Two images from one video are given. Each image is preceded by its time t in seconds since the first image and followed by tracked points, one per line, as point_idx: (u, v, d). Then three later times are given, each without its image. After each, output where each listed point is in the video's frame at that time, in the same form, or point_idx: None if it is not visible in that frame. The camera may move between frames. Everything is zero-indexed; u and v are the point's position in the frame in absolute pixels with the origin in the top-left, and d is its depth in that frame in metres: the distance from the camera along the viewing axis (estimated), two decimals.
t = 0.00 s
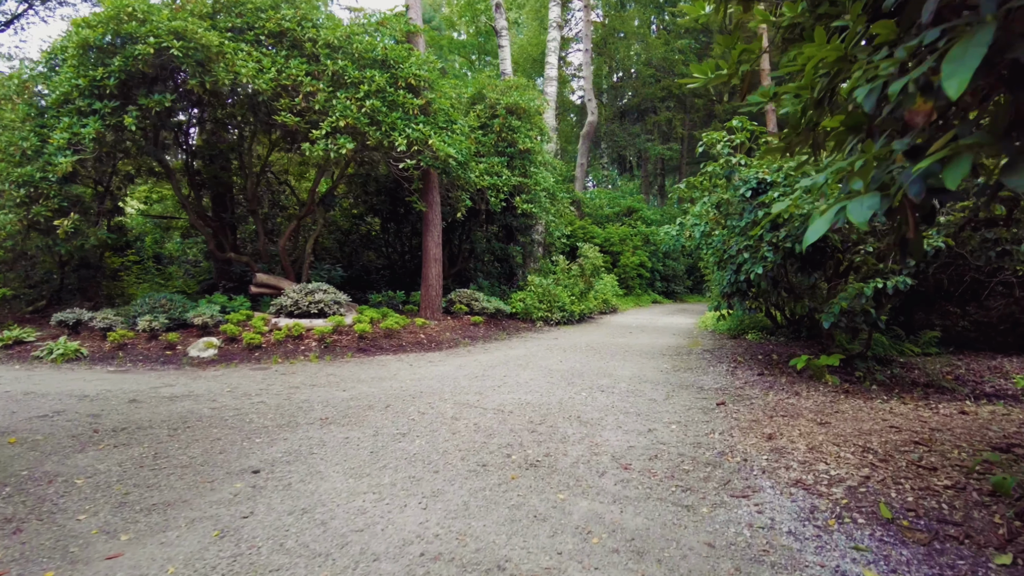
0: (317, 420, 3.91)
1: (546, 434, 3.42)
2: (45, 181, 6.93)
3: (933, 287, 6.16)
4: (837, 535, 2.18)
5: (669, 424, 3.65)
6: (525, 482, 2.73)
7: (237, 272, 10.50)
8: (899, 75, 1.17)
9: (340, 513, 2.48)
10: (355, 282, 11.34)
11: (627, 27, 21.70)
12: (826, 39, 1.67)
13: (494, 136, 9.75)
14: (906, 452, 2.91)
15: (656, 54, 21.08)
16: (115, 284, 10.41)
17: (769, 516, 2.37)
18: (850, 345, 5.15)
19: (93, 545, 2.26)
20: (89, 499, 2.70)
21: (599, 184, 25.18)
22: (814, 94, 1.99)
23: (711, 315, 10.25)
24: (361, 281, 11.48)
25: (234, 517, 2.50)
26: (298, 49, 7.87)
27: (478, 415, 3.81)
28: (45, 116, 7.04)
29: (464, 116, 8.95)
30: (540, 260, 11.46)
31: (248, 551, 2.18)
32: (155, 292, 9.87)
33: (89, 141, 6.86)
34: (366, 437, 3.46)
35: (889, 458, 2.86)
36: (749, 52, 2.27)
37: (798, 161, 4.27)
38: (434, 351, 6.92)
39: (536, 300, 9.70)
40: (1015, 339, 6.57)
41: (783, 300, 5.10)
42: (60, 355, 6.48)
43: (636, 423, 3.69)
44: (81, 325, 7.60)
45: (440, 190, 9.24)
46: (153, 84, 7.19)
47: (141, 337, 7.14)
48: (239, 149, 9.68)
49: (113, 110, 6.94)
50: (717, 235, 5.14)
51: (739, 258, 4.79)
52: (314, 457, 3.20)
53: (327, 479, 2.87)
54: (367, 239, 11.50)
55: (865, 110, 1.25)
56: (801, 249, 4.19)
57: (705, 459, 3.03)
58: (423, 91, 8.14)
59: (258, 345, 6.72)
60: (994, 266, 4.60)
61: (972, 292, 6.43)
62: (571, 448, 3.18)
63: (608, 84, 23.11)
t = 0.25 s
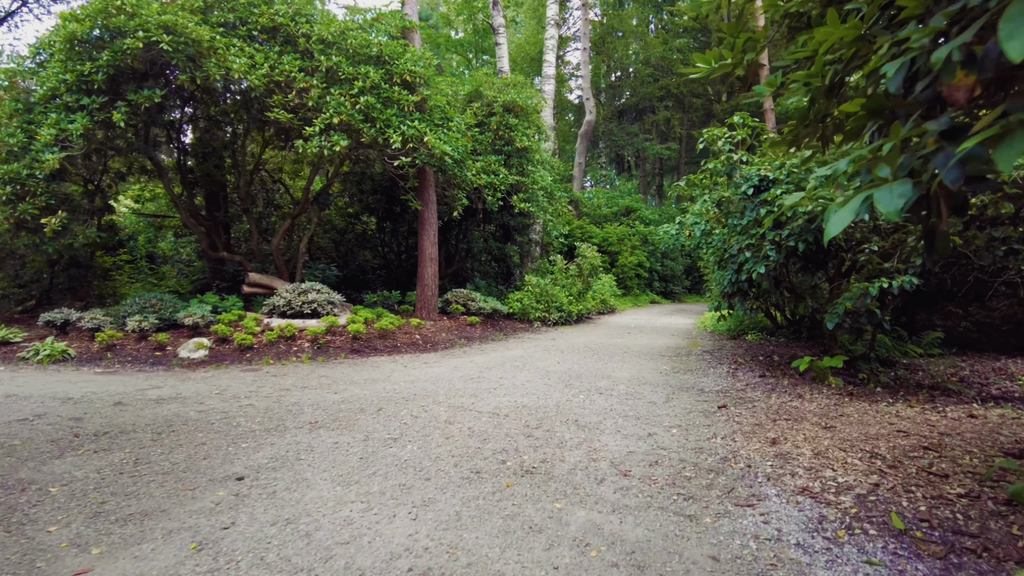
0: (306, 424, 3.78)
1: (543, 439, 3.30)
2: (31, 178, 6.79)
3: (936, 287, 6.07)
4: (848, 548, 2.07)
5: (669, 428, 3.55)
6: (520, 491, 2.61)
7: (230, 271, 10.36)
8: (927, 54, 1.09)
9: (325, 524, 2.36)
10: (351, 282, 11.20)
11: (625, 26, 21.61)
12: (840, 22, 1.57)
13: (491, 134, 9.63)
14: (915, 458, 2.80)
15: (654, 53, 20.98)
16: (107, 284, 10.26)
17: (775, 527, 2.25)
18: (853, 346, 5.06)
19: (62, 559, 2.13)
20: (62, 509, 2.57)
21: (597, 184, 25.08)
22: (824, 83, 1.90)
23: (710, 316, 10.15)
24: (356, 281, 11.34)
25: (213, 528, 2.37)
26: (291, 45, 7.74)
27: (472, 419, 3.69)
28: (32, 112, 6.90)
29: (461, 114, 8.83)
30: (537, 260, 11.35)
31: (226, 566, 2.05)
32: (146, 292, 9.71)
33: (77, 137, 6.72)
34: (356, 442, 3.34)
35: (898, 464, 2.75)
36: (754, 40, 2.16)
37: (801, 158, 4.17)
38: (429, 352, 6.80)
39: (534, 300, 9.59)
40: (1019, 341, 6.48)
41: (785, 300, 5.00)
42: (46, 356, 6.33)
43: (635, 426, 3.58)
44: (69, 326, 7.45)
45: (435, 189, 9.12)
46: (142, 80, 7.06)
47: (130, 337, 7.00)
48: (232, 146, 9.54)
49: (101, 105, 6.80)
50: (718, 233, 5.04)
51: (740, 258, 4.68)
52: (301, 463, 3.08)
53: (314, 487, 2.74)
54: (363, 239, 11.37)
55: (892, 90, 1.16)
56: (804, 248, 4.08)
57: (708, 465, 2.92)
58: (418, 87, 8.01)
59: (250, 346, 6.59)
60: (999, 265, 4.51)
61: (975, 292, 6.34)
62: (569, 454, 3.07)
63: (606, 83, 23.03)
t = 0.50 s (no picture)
0: (297, 429, 3.69)
1: (540, 444, 3.23)
2: (20, 176, 6.67)
3: (937, 288, 6.01)
4: (855, 560, 1.99)
5: (669, 433, 3.47)
6: (516, 499, 2.53)
7: (225, 271, 10.25)
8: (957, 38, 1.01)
9: (313, 535, 2.26)
10: (348, 282, 11.11)
11: (624, 25, 21.53)
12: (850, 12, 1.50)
13: (488, 133, 9.55)
14: (921, 464, 2.73)
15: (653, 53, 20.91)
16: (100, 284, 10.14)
17: (779, 538, 2.17)
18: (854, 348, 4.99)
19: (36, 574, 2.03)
20: (40, 518, 2.47)
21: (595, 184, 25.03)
22: (831, 77, 1.84)
23: (709, 317, 10.09)
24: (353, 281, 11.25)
25: (197, 539, 2.27)
26: (286, 42, 7.64)
27: (468, 423, 3.60)
28: (22, 110, 6.79)
29: (458, 112, 8.74)
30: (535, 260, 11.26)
31: None
32: (140, 292, 9.60)
33: (68, 135, 6.61)
34: (347, 448, 3.25)
35: (904, 470, 2.67)
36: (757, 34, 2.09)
37: (803, 156, 4.09)
38: (425, 353, 6.72)
39: (532, 300, 9.51)
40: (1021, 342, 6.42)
41: (786, 302, 4.93)
42: (35, 358, 6.22)
43: (634, 431, 3.51)
44: (60, 326, 7.34)
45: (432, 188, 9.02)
46: (134, 77, 6.95)
47: (122, 339, 6.90)
48: (227, 145, 9.44)
49: (92, 103, 6.69)
50: (718, 234, 4.98)
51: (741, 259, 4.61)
52: (291, 470, 2.99)
53: (303, 495, 2.65)
54: (359, 239, 11.28)
55: (915, 79, 1.09)
56: (807, 248, 4.00)
57: (709, 472, 2.84)
58: (414, 85, 7.92)
59: (243, 347, 6.50)
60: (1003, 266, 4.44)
61: (977, 293, 6.28)
62: (566, 460, 2.99)
63: (604, 83, 22.97)
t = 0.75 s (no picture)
0: (287, 434, 3.59)
1: (536, 450, 3.13)
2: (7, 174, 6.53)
3: (939, 289, 5.94)
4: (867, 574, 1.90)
5: (669, 438, 3.38)
6: (511, 509, 2.43)
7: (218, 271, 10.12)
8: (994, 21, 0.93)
9: (298, 548, 2.16)
10: (343, 283, 10.99)
11: (621, 24, 21.47)
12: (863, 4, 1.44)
13: (485, 132, 9.45)
14: (930, 472, 2.64)
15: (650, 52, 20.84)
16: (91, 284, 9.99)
17: (786, 550, 2.08)
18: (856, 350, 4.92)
19: None
20: (14, 531, 2.36)
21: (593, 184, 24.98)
22: (843, 69, 1.78)
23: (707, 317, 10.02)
24: (349, 282, 11.12)
25: (176, 553, 2.16)
26: (279, 39, 7.53)
27: (463, 428, 3.50)
28: (8, 106, 6.65)
29: (454, 111, 8.65)
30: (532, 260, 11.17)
31: None
32: (131, 292, 9.45)
33: (55, 132, 6.48)
34: (337, 454, 3.15)
35: (912, 478, 2.59)
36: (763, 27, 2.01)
37: (805, 155, 4.01)
38: (420, 355, 6.61)
39: (529, 301, 9.42)
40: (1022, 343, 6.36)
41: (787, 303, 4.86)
42: (22, 360, 6.09)
43: (633, 436, 3.42)
44: (48, 328, 7.21)
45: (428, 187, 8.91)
46: (124, 74, 6.83)
47: (111, 340, 6.77)
48: (220, 144, 9.31)
49: (81, 100, 6.57)
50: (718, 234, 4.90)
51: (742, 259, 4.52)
52: (279, 478, 2.88)
53: (290, 505, 2.55)
54: (354, 238, 11.16)
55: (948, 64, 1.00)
56: (810, 249, 3.92)
57: (711, 480, 2.75)
58: (410, 83, 7.81)
59: (235, 349, 6.38)
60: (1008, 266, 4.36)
61: (978, 294, 6.22)
62: (564, 467, 2.89)
63: (602, 83, 22.90)
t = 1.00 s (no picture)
0: (276, 437, 3.47)
1: (534, 453, 3.03)
2: None
3: (941, 289, 5.87)
4: None
5: (669, 441, 3.28)
6: (508, 516, 2.33)
7: (211, 270, 9.97)
8: None
9: (283, 559, 2.04)
10: (338, 282, 10.87)
11: (619, 24, 21.41)
12: None
13: (482, 130, 9.34)
14: (941, 477, 2.55)
15: (648, 51, 20.76)
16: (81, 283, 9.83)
17: (796, 560, 1.98)
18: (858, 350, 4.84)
19: None
20: None
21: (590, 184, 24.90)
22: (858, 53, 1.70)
23: (706, 317, 9.94)
24: (344, 281, 10.99)
25: (154, 563, 2.03)
26: (272, 34, 7.41)
27: (457, 431, 3.40)
28: None
29: (450, 108, 8.54)
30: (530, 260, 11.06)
31: None
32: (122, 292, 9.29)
33: (42, 127, 6.34)
34: (327, 459, 3.04)
35: (923, 483, 2.50)
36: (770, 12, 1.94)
37: (808, 151, 3.93)
38: (415, 355, 6.50)
39: (526, 301, 9.32)
40: None
41: (789, 303, 4.78)
42: (7, 360, 5.94)
43: (633, 438, 3.32)
44: (35, 327, 7.06)
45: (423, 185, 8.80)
46: (113, 69, 6.69)
47: (99, 340, 6.62)
48: (212, 141, 9.18)
49: (68, 94, 6.43)
50: (719, 232, 4.82)
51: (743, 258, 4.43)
52: (265, 484, 2.76)
53: (276, 512, 2.43)
54: (350, 237, 11.04)
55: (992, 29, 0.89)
56: (813, 247, 3.83)
57: (714, 485, 2.65)
58: (405, 79, 7.69)
59: (226, 349, 6.26)
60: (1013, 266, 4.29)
61: (979, 293, 6.15)
62: (562, 472, 2.79)
63: (599, 82, 22.84)
